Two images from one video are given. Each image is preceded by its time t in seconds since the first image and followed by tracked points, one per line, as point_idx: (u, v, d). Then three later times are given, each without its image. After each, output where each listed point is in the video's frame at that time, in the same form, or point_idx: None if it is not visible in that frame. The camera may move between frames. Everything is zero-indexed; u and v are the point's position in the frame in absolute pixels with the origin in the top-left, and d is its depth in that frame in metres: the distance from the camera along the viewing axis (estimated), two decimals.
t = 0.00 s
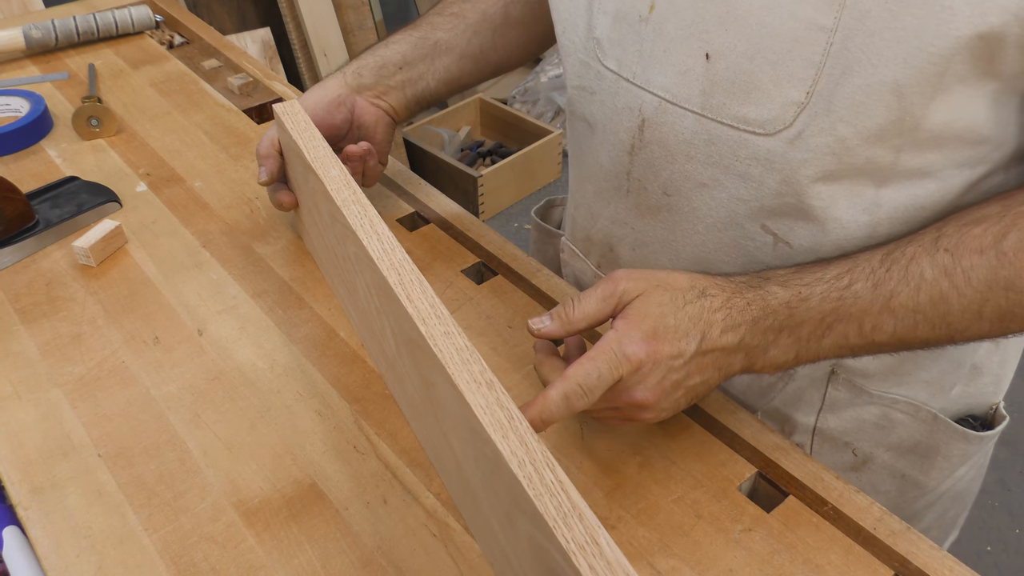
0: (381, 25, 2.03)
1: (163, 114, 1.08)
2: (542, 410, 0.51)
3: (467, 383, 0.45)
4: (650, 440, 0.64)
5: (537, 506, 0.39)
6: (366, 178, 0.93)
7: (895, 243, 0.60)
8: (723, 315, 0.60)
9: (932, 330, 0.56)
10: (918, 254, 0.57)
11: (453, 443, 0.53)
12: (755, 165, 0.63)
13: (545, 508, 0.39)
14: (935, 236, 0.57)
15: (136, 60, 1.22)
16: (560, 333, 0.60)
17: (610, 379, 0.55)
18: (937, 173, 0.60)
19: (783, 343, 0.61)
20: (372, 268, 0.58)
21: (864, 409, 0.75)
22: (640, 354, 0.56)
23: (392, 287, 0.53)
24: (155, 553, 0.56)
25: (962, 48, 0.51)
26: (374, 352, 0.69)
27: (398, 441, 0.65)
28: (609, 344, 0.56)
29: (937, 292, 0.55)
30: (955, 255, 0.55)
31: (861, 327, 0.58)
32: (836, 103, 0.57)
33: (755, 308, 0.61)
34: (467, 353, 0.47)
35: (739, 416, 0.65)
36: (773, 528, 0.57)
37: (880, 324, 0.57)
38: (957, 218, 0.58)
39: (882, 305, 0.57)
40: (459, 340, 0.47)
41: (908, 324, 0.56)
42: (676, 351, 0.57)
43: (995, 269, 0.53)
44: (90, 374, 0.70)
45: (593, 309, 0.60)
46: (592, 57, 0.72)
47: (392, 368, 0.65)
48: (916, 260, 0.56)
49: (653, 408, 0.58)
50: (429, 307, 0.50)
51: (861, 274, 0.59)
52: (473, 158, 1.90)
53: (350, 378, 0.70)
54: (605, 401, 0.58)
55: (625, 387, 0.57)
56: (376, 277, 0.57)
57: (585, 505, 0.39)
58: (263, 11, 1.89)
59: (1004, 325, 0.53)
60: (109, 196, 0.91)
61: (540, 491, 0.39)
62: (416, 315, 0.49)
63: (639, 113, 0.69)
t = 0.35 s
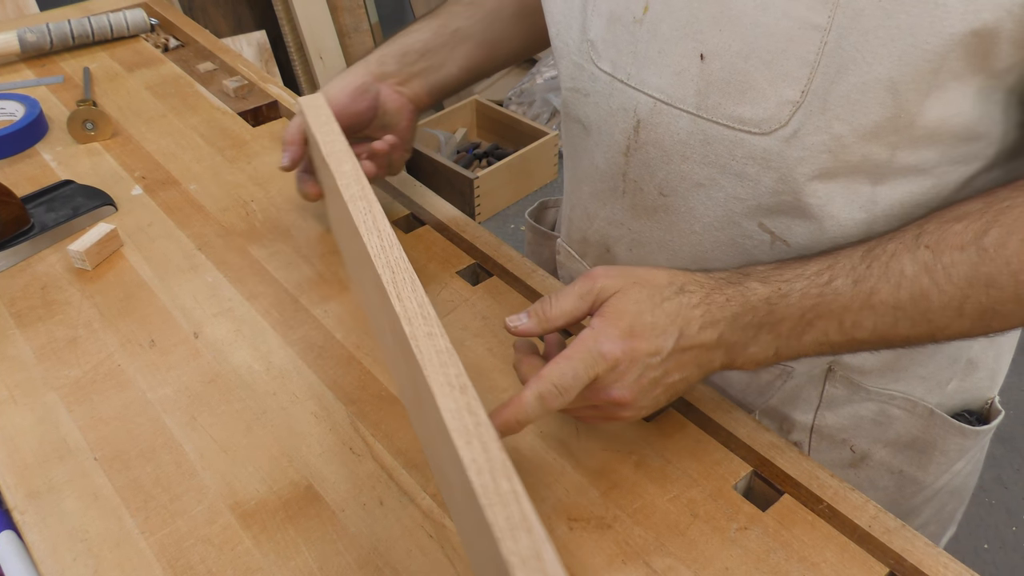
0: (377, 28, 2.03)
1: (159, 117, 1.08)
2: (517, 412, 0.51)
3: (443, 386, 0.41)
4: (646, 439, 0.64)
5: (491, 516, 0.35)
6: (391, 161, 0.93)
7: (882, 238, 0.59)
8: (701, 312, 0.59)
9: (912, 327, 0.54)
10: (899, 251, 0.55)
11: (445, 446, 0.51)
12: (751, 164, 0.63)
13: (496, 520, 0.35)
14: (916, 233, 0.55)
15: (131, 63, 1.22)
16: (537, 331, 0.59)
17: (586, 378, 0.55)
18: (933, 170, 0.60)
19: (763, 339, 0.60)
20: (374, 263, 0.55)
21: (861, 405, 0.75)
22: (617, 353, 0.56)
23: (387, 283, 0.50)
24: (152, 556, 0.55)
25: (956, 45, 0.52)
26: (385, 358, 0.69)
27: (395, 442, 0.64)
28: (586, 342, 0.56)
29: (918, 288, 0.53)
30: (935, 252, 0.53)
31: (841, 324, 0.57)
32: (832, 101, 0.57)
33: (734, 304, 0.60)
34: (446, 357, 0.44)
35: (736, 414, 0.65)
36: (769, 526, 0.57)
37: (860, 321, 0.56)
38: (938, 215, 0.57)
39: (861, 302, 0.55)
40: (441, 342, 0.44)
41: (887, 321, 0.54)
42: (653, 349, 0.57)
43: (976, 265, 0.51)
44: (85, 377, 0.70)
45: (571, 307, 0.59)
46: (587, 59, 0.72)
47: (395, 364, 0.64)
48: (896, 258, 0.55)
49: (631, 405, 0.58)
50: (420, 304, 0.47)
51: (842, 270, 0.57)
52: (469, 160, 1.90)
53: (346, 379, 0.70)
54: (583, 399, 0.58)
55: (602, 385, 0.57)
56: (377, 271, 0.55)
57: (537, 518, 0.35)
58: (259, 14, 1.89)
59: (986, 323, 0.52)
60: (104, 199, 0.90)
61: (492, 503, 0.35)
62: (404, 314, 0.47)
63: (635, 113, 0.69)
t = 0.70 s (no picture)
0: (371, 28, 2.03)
1: (152, 118, 1.08)
2: (477, 369, 0.49)
3: (390, 354, 0.42)
4: (643, 438, 0.64)
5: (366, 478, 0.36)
6: (517, 125, 0.96)
7: (861, 227, 0.59)
8: (672, 286, 0.59)
9: (886, 317, 0.54)
10: (877, 239, 0.55)
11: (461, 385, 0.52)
12: (735, 160, 0.64)
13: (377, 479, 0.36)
14: (894, 223, 0.56)
15: (124, 65, 1.22)
16: (515, 308, 0.62)
17: (548, 342, 0.55)
18: (916, 167, 0.60)
19: (737, 319, 0.59)
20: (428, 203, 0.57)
21: (852, 407, 0.76)
22: (580, 319, 0.57)
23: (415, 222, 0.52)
24: (148, 557, 0.55)
25: (935, 41, 0.52)
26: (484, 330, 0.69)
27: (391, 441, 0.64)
28: (550, 310, 0.57)
29: (892, 276, 0.53)
30: (912, 241, 0.53)
31: (816, 309, 0.56)
32: (812, 98, 0.58)
33: (708, 281, 0.60)
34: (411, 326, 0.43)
35: (732, 412, 0.65)
36: (766, 524, 0.57)
37: (835, 307, 0.55)
38: (922, 206, 0.56)
39: (836, 287, 0.55)
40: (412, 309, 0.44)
41: (862, 308, 0.54)
42: (617, 320, 0.57)
43: (951, 257, 0.51)
44: (80, 379, 0.70)
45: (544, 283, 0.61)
46: (577, 54, 0.72)
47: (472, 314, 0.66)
48: (873, 245, 0.55)
49: (601, 376, 0.59)
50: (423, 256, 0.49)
51: (818, 255, 0.58)
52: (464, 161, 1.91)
53: (342, 379, 0.70)
54: (554, 370, 0.59)
55: (569, 353, 0.58)
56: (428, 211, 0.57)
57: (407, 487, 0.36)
58: (252, 15, 1.89)
59: (960, 316, 0.51)
60: (97, 201, 0.90)
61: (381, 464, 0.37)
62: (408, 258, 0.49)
63: (622, 109, 0.70)
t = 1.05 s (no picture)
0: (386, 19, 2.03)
1: (169, 109, 1.08)
2: (490, 356, 0.49)
3: (406, 341, 0.42)
4: (659, 430, 0.63)
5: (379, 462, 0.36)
6: (540, 116, 0.94)
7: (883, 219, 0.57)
8: (689, 272, 0.59)
9: (906, 311, 0.53)
10: (899, 231, 0.54)
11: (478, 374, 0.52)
12: (748, 150, 0.63)
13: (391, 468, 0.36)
14: (916, 215, 0.54)
15: (141, 56, 1.22)
16: (527, 296, 0.60)
17: (564, 329, 0.54)
18: (932, 163, 0.58)
19: (754, 308, 0.59)
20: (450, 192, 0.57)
21: (863, 404, 0.75)
22: (596, 305, 0.56)
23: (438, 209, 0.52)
24: (165, 544, 0.56)
25: (951, 33, 0.51)
26: (500, 319, 0.69)
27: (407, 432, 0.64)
28: (566, 296, 0.56)
29: (912, 270, 0.51)
30: (934, 234, 0.51)
31: (835, 299, 0.55)
32: (826, 88, 0.56)
33: (725, 268, 0.60)
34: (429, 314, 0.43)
35: (749, 405, 0.65)
36: (783, 517, 0.56)
37: (853, 298, 0.54)
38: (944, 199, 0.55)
39: (856, 278, 0.54)
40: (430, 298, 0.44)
41: (881, 301, 0.53)
42: (633, 306, 0.57)
43: (974, 251, 0.49)
44: (98, 367, 0.70)
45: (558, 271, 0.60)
46: (595, 40, 0.71)
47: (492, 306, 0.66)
48: (895, 237, 0.53)
49: (618, 364, 0.58)
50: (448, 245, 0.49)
51: (838, 246, 0.57)
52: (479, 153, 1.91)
53: (357, 369, 0.70)
54: (568, 358, 0.58)
55: (584, 339, 0.57)
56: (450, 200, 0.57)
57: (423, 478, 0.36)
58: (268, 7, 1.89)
59: (980, 313, 0.50)
60: (115, 190, 0.91)
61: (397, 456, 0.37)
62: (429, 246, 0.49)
63: (638, 97, 0.69)
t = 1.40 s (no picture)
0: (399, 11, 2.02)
1: (182, 101, 1.08)
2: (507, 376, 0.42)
3: (445, 327, 0.45)
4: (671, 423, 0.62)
5: (439, 453, 0.39)
6: (527, 111, 0.96)
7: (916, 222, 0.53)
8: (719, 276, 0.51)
9: (965, 314, 0.45)
10: (940, 230, 0.49)
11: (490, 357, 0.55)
12: (765, 141, 0.62)
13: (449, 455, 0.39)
14: (951, 215, 0.51)
15: (155, 48, 1.22)
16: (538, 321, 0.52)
17: (588, 342, 0.45)
18: (955, 155, 0.56)
19: (800, 317, 0.46)
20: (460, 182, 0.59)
21: (878, 397, 0.73)
22: (622, 307, 0.46)
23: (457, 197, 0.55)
24: (178, 536, 0.56)
25: (971, 23, 0.49)
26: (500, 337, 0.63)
27: (418, 424, 0.64)
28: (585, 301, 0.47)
29: (965, 265, 0.46)
30: (977, 229, 0.47)
31: (887, 302, 0.46)
32: (845, 78, 0.55)
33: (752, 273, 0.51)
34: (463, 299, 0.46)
35: (763, 398, 0.63)
36: (797, 512, 0.55)
37: (906, 301, 0.46)
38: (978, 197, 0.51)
39: (905, 279, 0.46)
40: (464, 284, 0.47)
41: (937, 304, 0.45)
42: (665, 312, 0.45)
43: None
44: (112, 359, 0.70)
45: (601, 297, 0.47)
46: (610, 31, 0.70)
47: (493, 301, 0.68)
48: (935, 235, 0.48)
49: (658, 382, 0.45)
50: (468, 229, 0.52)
51: (878, 246, 0.50)
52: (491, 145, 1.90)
53: (369, 361, 0.69)
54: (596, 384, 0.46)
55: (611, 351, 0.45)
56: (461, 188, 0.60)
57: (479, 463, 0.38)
58: None
59: None
60: (128, 182, 0.91)
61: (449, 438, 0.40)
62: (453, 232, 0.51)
63: (653, 87, 0.68)
